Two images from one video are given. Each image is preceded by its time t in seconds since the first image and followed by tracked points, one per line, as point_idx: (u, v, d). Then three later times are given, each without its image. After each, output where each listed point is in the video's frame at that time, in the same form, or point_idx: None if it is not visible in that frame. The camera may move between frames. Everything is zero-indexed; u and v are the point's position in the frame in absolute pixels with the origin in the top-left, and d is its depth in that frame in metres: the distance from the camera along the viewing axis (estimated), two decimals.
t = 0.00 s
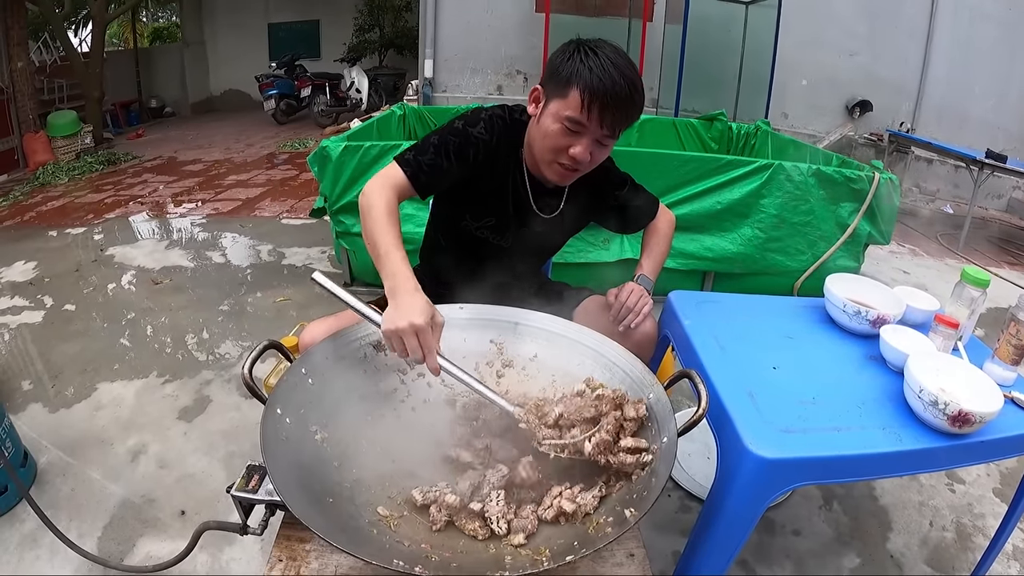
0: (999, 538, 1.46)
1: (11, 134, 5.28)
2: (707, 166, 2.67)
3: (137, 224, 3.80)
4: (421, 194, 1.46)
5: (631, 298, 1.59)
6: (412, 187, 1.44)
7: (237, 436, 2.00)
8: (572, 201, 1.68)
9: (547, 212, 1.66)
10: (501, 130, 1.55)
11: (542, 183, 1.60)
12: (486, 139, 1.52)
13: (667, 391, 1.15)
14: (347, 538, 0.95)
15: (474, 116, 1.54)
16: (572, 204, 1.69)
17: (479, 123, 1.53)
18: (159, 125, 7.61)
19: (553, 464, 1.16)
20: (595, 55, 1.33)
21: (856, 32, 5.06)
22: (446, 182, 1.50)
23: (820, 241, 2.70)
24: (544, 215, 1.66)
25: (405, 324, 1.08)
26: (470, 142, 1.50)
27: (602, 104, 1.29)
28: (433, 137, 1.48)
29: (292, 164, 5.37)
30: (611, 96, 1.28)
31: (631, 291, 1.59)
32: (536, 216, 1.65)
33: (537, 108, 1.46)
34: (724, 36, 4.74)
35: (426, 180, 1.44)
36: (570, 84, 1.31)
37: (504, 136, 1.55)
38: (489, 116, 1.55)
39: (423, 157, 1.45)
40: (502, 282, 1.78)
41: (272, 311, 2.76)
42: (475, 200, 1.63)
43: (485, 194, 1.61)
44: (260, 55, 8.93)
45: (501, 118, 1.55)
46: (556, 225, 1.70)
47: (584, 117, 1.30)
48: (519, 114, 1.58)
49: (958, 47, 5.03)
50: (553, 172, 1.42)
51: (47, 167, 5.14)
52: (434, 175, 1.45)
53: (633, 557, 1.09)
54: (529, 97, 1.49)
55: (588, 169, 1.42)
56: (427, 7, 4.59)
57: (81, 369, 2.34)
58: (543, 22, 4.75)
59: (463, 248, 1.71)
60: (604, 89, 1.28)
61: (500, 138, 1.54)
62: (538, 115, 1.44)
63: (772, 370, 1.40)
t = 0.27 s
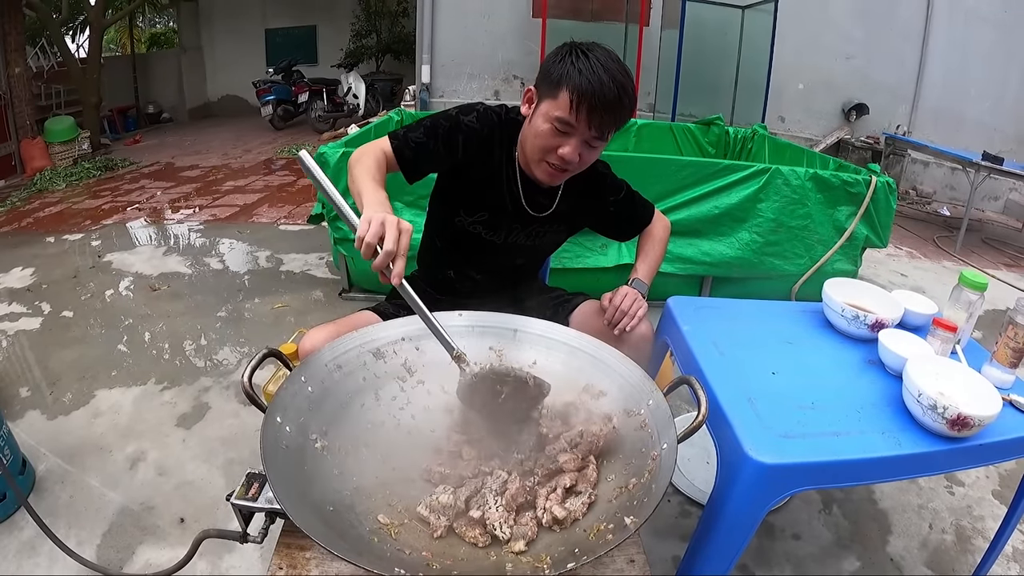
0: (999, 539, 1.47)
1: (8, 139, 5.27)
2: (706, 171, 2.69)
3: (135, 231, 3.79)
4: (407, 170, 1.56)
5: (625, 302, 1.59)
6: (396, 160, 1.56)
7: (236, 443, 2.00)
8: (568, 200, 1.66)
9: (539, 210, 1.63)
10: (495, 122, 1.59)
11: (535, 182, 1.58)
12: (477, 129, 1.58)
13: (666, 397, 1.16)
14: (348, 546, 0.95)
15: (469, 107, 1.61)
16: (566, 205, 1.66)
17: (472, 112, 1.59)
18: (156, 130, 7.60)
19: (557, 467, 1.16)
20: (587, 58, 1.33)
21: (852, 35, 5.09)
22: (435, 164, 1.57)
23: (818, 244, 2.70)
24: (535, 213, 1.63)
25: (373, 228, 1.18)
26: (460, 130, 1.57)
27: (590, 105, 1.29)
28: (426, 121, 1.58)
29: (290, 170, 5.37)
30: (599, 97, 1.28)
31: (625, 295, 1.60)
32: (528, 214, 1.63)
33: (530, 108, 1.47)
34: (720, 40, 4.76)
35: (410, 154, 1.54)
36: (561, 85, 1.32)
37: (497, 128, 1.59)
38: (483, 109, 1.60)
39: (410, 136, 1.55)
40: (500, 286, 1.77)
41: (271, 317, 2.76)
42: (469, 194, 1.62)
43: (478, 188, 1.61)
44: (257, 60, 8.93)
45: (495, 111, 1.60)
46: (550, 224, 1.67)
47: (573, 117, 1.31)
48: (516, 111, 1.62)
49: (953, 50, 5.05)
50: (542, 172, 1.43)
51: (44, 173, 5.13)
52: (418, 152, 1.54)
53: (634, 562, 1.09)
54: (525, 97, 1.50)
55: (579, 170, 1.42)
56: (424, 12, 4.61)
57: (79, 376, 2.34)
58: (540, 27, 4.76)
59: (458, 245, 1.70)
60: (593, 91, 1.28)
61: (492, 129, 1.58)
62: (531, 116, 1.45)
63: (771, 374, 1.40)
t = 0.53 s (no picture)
0: (997, 539, 1.47)
1: (7, 138, 5.26)
2: (705, 171, 2.69)
3: (133, 229, 3.79)
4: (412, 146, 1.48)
5: (627, 301, 1.60)
6: (408, 131, 1.47)
7: (234, 442, 2.00)
8: (574, 205, 1.67)
9: (545, 215, 1.64)
10: (512, 120, 1.57)
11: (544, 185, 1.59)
12: (494, 124, 1.54)
13: (665, 396, 1.16)
14: (346, 545, 0.95)
15: (490, 100, 1.57)
16: (572, 208, 1.67)
17: (493, 107, 1.56)
18: (155, 129, 7.60)
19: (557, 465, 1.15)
20: (595, 66, 1.34)
21: (852, 35, 5.08)
22: (445, 150, 1.52)
23: (817, 244, 2.70)
24: (541, 215, 1.64)
25: (335, 216, 1.02)
26: (478, 120, 1.53)
27: (598, 114, 1.29)
28: (445, 103, 1.52)
29: (289, 169, 5.37)
30: (607, 107, 1.29)
31: (626, 294, 1.60)
32: (534, 216, 1.63)
33: (537, 114, 1.47)
34: (719, 41, 4.76)
35: (424, 132, 1.47)
36: (569, 93, 1.32)
37: (512, 127, 1.57)
38: (505, 106, 1.58)
39: (430, 114, 1.48)
40: (500, 283, 1.79)
41: (269, 316, 2.76)
42: (476, 190, 1.61)
43: (486, 185, 1.59)
44: (256, 60, 8.93)
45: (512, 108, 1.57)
46: (555, 225, 1.68)
47: (580, 125, 1.30)
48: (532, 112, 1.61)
49: (952, 51, 5.06)
50: (549, 179, 1.43)
51: (42, 172, 5.13)
52: (435, 134, 1.48)
53: (631, 561, 1.09)
54: (532, 102, 1.50)
55: (585, 177, 1.43)
56: (423, 12, 4.60)
57: (77, 375, 2.33)
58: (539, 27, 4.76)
59: (461, 240, 1.69)
60: (601, 100, 1.28)
61: (510, 128, 1.56)
62: (538, 122, 1.44)
63: (769, 374, 1.40)
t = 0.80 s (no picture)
0: (998, 539, 1.47)
1: (8, 137, 5.27)
2: (705, 170, 2.69)
3: (134, 228, 3.79)
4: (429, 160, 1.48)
5: (631, 301, 1.60)
6: (426, 150, 1.47)
7: (234, 441, 2.00)
8: (582, 210, 1.67)
9: (554, 220, 1.63)
10: (523, 129, 1.55)
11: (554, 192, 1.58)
12: (507, 133, 1.53)
13: (666, 395, 1.16)
14: (346, 543, 0.95)
15: (502, 108, 1.56)
16: (580, 214, 1.67)
17: (506, 115, 1.55)
18: (156, 128, 7.61)
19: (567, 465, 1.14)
20: (613, 75, 1.33)
21: (853, 35, 5.08)
22: (458, 161, 1.51)
23: (818, 244, 2.70)
24: (551, 222, 1.63)
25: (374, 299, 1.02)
26: (491, 130, 1.52)
27: (614, 124, 1.29)
28: (459, 114, 1.52)
29: (290, 168, 5.37)
30: (624, 117, 1.29)
31: (631, 294, 1.61)
32: (543, 223, 1.63)
33: (550, 121, 1.46)
34: (720, 40, 4.76)
35: (441, 149, 1.47)
36: (584, 101, 1.31)
37: (524, 136, 1.55)
38: (516, 114, 1.57)
39: (446, 127, 1.48)
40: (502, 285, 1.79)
41: (270, 315, 2.76)
42: (485, 199, 1.60)
43: (494, 194, 1.59)
44: (257, 59, 8.93)
45: (524, 117, 1.56)
46: (563, 231, 1.68)
47: (595, 134, 1.30)
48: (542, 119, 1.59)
49: (953, 51, 5.06)
50: (560, 186, 1.43)
51: (44, 170, 5.13)
52: (450, 148, 1.48)
53: (632, 560, 1.09)
54: (545, 108, 1.49)
55: (595, 185, 1.43)
56: (424, 11, 4.61)
57: (78, 373, 2.33)
58: (540, 27, 4.76)
59: (468, 247, 1.69)
60: (618, 110, 1.28)
61: (522, 137, 1.55)
62: (551, 128, 1.44)
63: (770, 374, 1.40)
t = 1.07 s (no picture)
0: (998, 537, 1.47)
1: (9, 134, 5.27)
2: (706, 168, 2.69)
3: (135, 226, 3.79)
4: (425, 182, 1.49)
5: (630, 299, 1.59)
6: (417, 174, 1.46)
7: (235, 438, 2.00)
8: (575, 201, 1.67)
9: (549, 209, 1.63)
10: (507, 124, 1.55)
11: (545, 182, 1.58)
12: (492, 132, 1.53)
13: (667, 393, 1.15)
14: (348, 540, 0.95)
15: (481, 108, 1.55)
16: (573, 206, 1.67)
17: (487, 115, 1.54)
18: (157, 126, 7.61)
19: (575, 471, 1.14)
20: (591, 51, 1.33)
21: (854, 33, 5.08)
22: (451, 175, 1.51)
23: (820, 241, 2.69)
24: (545, 214, 1.64)
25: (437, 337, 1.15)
26: (476, 134, 1.51)
27: (596, 98, 1.28)
28: (440, 127, 1.50)
29: (290, 165, 5.37)
30: (605, 91, 1.28)
31: (629, 292, 1.60)
32: (538, 215, 1.64)
33: (537, 104, 1.47)
34: (722, 38, 4.75)
35: (432, 170, 1.47)
36: (566, 79, 1.31)
37: (509, 131, 1.55)
38: (496, 109, 1.56)
39: (430, 148, 1.46)
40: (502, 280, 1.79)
41: (271, 312, 2.76)
42: (476, 197, 1.61)
43: (486, 192, 1.60)
44: (258, 56, 8.92)
45: (507, 112, 1.56)
46: (557, 224, 1.69)
47: (579, 111, 1.30)
48: (523, 111, 1.59)
49: (955, 48, 5.04)
50: (552, 167, 1.43)
51: (45, 168, 5.13)
52: (440, 166, 1.47)
53: (633, 557, 1.09)
54: (530, 95, 1.49)
55: (588, 163, 1.42)
56: (425, 8, 4.60)
57: (79, 371, 2.34)
58: (541, 24, 4.75)
59: (463, 244, 1.70)
60: (599, 84, 1.28)
61: (506, 133, 1.55)
62: (538, 112, 1.44)
63: (771, 370, 1.40)
